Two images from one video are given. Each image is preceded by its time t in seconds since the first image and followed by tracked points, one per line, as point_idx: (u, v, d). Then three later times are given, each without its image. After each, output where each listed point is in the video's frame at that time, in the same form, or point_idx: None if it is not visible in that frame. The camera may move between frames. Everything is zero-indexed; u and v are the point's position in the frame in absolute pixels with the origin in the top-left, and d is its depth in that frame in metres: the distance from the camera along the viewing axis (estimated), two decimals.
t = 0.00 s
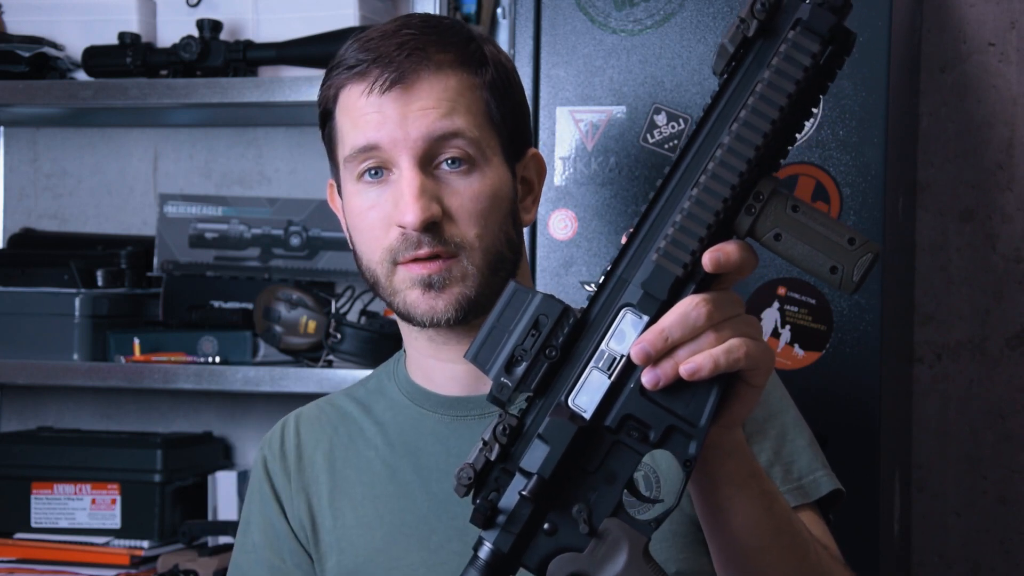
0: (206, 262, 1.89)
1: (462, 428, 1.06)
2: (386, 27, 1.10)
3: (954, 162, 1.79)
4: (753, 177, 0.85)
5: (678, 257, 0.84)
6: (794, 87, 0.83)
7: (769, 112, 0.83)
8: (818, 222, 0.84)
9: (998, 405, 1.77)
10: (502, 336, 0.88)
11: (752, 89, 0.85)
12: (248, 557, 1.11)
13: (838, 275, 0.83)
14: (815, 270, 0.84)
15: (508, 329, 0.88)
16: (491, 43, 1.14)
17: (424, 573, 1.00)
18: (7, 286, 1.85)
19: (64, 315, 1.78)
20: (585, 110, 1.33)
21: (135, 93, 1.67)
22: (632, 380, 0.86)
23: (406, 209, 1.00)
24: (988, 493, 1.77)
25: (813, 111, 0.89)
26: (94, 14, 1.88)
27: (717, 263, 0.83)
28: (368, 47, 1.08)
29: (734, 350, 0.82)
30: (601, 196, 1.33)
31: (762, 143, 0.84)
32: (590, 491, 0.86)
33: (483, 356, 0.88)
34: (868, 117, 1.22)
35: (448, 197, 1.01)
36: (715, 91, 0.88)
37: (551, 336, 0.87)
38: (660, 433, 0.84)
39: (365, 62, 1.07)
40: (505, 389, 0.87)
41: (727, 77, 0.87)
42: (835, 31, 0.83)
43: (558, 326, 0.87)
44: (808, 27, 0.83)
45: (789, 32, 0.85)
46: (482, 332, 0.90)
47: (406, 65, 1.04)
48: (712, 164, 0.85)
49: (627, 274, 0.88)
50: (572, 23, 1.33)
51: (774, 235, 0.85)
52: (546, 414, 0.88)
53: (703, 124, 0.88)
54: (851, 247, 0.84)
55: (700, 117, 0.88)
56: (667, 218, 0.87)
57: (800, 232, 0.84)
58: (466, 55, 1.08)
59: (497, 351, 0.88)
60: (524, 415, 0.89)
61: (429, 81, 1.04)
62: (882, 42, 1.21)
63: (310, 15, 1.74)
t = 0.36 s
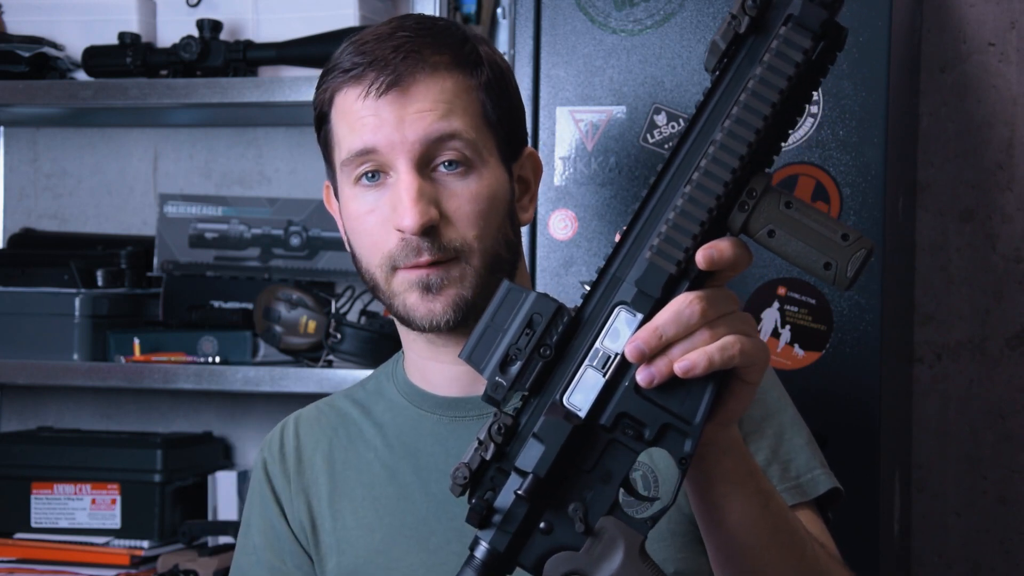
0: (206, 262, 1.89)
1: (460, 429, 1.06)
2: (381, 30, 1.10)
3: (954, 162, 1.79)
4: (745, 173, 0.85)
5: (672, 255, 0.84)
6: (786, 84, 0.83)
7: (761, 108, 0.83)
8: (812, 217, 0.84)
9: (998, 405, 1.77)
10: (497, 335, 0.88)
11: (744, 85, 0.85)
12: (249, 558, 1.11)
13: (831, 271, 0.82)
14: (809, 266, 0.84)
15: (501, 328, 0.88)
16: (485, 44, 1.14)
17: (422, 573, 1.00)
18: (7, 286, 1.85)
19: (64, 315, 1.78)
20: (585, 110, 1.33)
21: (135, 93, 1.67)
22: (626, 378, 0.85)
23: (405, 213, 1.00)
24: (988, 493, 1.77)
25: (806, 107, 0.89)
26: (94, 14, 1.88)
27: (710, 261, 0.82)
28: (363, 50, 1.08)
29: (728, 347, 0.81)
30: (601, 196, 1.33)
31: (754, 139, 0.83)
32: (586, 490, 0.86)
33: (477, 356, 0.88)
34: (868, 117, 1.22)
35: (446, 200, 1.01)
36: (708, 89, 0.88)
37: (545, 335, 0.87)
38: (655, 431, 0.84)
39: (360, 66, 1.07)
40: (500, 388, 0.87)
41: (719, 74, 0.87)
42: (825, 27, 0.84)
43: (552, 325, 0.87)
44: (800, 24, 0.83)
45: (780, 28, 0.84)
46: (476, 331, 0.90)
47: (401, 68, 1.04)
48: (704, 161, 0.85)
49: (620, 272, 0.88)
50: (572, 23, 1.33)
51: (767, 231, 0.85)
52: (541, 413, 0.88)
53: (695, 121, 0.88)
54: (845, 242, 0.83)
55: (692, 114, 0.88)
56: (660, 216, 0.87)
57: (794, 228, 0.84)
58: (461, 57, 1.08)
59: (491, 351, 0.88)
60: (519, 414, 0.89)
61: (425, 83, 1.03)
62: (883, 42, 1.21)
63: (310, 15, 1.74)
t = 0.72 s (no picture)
0: (206, 262, 1.89)
1: (460, 430, 1.06)
2: (384, 32, 1.10)
3: (954, 162, 1.79)
4: (744, 173, 0.85)
5: (671, 254, 0.84)
6: (784, 84, 0.83)
7: (760, 108, 0.83)
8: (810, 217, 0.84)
9: (998, 405, 1.77)
10: (496, 334, 0.88)
11: (742, 85, 0.85)
12: (250, 559, 1.12)
13: (830, 271, 0.82)
14: (807, 265, 0.83)
15: (501, 328, 0.88)
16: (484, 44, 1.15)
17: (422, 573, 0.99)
18: (7, 286, 1.85)
19: (64, 315, 1.78)
20: (585, 110, 1.33)
21: (135, 93, 1.67)
22: (626, 378, 0.85)
23: (427, 213, 0.99)
24: (987, 493, 1.77)
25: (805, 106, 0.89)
26: (94, 14, 1.88)
27: (709, 260, 0.82)
28: (369, 53, 1.07)
29: (727, 347, 0.81)
30: (601, 195, 1.33)
31: (753, 139, 0.83)
32: (585, 489, 0.86)
33: (477, 355, 0.88)
34: (868, 117, 1.22)
35: (467, 197, 1.01)
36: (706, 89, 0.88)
37: (545, 334, 0.87)
38: (654, 431, 0.84)
39: (368, 69, 1.06)
40: (499, 388, 0.87)
41: (717, 74, 0.87)
42: (824, 26, 0.83)
43: (551, 325, 0.87)
44: (798, 24, 0.84)
45: (778, 28, 0.84)
46: (476, 330, 0.90)
47: (411, 69, 1.04)
48: (703, 161, 0.85)
49: (620, 272, 0.88)
50: (572, 23, 1.33)
51: (766, 231, 0.85)
52: (540, 412, 0.88)
53: (694, 122, 0.88)
54: (843, 242, 0.82)
55: (691, 114, 0.88)
56: (660, 215, 0.87)
57: (792, 228, 0.84)
58: (465, 56, 1.09)
59: (491, 350, 0.88)
60: (519, 414, 0.89)
61: (436, 84, 1.04)
62: (883, 42, 1.21)
63: (310, 15, 1.74)
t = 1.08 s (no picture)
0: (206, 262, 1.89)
1: (462, 431, 1.05)
2: (350, 52, 1.06)
3: (954, 162, 1.79)
4: (743, 172, 0.85)
5: (670, 253, 0.84)
6: (783, 83, 0.83)
7: (759, 107, 0.83)
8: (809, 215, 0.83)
9: (998, 405, 1.77)
10: (497, 334, 0.88)
11: (741, 85, 0.85)
12: (254, 559, 1.11)
13: (829, 270, 0.82)
14: (806, 264, 0.83)
15: (502, 327, 0.87)
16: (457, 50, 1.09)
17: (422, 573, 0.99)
18: (7, 286, 1.85)
19: (65, 315, 1.78)
20: (585, 110, 1.33)
21: (135, 93, 1.67)
22: (626, 377, 0.85)
23: (387, 244, 0.96)
24: (988, 493, 1.77)
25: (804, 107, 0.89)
26: (94, 14, 1.88)
27: (709, 259, 0.82)
28: (333, 78, 1.05)
29: (727, 345, 0.81)
30: (601, 195, 1.33)
31: (752, 138, 0.83)
32: (586, 489, 0.86)
33: (477, 356, 0.88)
34: (868, 117, 1.22)
35: (428, 222, 0.97)
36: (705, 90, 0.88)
37: (545, 333, 0.87)
38: (654, 429, 0.84)
39: (329, 95, 1.03)
40: (500, 387, 0.87)
41: (716, 75, 0.87)
42: (822, 27, 0.84)
43: (551, 324, 0.87)
44: (796, 24, 0.84)
45: (777, 29, 0.85)
46: (476, 331, 0.89)
47: (367, 93, 1.00)
48: (702, 160, 0.85)
49: (619, 272, 0.88)
50: (572, 23, 1.33)
51: (765, 230, 0.85)
52: (541, 411, 0.88)
53: (693, 122, 0.87)
54: (843, 241, 0.83)
55: (689, 115, 0.88)
56: (659, 215, 0.87)
57: (792, 227, 0.84)
58: (429, 69, 1.03)
59: (491, 350, 0.88)
60: (519, 413, 0.89)
61: (392, 106, 0.99)
62: (883, 41, 1.21)
63: (310, 15, 1.74)
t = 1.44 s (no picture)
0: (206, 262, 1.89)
1: (459, 438, 1.04)
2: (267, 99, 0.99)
3: (954, 162, 1.79)
4: (751, 173, 0.85)
5: (678, 253, 0.83)
6: (791, 84, 0.83)
7: (767, 109, 0.83)
8: (817, 216, 0.83)
9: (998, 405, 1.77)
10: (504, 333, 0.87)
11: (749, 86, 0.85)
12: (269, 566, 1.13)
13: (837, 270, 0.82)
14: (814, 265, 0.83)
15: (509, 326, 0.86)
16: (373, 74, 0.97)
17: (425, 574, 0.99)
18: (7, 286, 1.85)
19: (64, 315, 1.78)
20: (585, 110, 1.33)
21: (134, 93, 1.67)
22: (633, 376, 0.85)
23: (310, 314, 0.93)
24: (988, 493, 1.77)
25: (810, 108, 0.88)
26: (94, 14, 1.88)
27: (715, 260, 0.81)
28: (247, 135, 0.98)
29: (734, 346, 0.81)
30: (601, 195, 1.33)
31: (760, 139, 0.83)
32: (592, 488, 0.86)
33: (484, 354, 0.87)
34: (868, 117, 1.22)
35: (347, 289, 0.92)
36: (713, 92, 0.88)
37: (552, 332, 0.86)
38: (661, 429, 0.84)
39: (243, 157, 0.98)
40: (507, 386, 0.87)
41: (724, 76, 0.87)
42: (830, 28, 0.83)
43: (558, 324, 0.86)
44: (804, 25, 0.83)
45: (785, 30, 0.84)
46: (483, 328, 0.88)
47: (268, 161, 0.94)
48: (709, 161, 0.84)
49: (626, 272, 0.87)
50: (572, 23, 1.33)
51: (772, 231, 0.84)
52: (547, 410, 0.88)
53: (701, 123, 0.87)
54: (850, 242, 0.82)
55: (697, 116, 0.87)
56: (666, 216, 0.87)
57: (799, 228, 0.83)
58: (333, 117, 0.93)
59: (498, 349, 0.87)
60: (525, 412, 0.89)
61: (292, 173, 0.92)
62: (883, 41, 1.21)
63: (309, 15, 1.74)
